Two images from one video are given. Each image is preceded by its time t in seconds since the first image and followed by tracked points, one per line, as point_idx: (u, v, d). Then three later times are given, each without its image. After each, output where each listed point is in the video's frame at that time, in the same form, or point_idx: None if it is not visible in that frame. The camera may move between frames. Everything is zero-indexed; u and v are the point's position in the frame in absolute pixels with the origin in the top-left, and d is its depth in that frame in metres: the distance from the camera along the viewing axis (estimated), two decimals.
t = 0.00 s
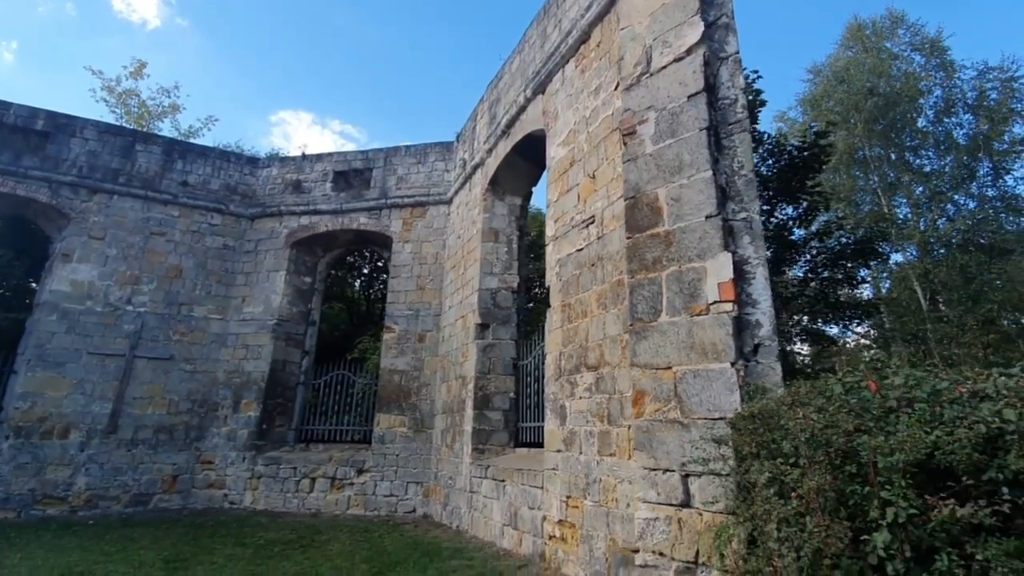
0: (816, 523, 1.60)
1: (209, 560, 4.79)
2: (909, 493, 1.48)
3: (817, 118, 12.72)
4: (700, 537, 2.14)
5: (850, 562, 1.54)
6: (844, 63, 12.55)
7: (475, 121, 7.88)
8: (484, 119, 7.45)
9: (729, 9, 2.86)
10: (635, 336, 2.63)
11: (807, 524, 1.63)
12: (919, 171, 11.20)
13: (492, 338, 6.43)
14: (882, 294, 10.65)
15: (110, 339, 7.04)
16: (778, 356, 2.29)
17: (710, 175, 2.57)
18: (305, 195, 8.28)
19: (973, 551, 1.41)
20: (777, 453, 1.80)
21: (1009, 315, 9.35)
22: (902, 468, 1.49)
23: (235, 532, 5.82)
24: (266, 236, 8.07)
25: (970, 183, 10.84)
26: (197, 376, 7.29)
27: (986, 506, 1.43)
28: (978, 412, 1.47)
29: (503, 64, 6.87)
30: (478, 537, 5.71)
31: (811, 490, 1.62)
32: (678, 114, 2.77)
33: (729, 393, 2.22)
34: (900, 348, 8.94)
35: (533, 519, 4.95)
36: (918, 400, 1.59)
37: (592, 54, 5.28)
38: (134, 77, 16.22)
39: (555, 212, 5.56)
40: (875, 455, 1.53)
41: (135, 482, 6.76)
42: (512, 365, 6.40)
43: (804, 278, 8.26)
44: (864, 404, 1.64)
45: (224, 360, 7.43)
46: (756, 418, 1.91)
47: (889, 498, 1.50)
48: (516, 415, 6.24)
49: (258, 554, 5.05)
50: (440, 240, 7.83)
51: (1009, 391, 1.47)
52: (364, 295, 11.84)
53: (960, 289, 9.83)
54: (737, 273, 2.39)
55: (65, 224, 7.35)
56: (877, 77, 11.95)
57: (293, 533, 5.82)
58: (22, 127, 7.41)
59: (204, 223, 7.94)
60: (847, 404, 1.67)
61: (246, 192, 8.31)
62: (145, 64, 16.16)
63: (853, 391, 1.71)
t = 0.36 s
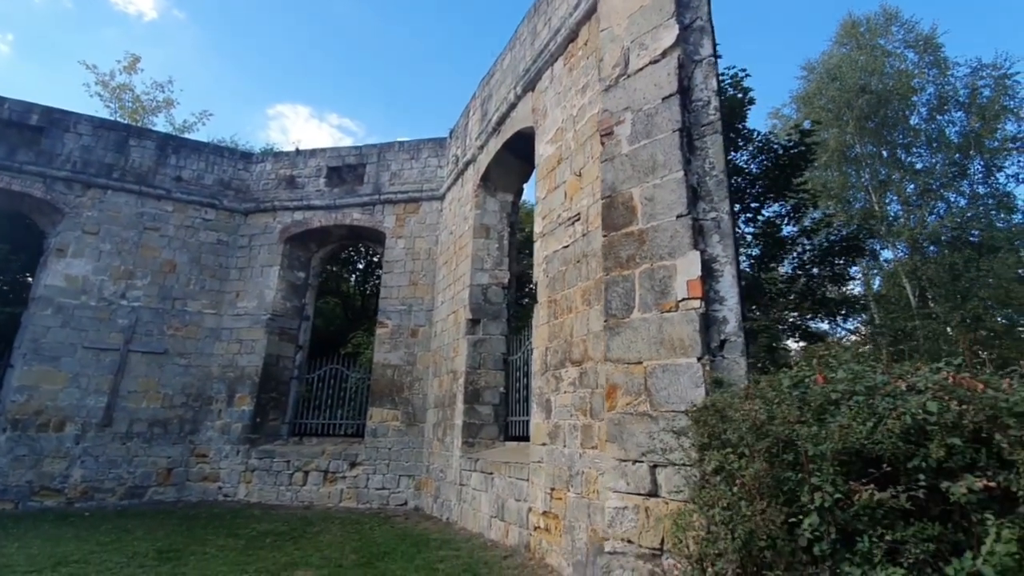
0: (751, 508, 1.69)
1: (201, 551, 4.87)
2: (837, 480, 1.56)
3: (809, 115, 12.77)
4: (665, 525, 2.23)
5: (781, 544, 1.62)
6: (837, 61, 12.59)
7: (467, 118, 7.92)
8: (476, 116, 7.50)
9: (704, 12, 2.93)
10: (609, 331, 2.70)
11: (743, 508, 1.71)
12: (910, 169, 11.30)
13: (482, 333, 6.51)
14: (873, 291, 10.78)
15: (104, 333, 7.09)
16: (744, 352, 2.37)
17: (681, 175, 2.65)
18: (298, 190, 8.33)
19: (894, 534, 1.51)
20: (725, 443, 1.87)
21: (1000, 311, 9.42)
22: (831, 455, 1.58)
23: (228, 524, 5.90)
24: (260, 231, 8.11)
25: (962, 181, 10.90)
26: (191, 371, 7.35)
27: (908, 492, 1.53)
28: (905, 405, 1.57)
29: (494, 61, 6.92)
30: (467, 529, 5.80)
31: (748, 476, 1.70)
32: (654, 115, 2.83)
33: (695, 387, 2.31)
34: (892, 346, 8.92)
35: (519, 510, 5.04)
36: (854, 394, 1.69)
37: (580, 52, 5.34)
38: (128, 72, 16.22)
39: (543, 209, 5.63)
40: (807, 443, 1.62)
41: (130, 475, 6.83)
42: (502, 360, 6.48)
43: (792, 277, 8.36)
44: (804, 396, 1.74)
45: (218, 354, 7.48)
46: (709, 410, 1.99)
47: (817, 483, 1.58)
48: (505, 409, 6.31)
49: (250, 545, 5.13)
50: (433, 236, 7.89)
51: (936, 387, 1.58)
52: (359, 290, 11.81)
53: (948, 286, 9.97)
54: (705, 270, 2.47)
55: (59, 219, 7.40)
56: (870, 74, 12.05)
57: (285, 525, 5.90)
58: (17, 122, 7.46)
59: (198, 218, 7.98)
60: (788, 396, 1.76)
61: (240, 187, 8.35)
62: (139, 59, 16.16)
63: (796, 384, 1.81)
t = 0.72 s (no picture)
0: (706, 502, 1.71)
1: (184, 549, 4.84)
2: (786, 473, 1.57)
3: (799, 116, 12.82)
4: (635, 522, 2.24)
5: (733, 538, 1.64)
6: (827, 62, 12.64)
7: (457, 116, 7.92)
8: (466, 114, 7.49)
9: (683, 12, 2.94)
10: (584, 329, 2.70)
11: (698, 502, 1.73)
12: (899, 170, 11.34)
13: (470, 331, 6.51)
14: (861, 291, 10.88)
15: (90, 330, 7.05)
16: (716, 349, 2.38)
17: (656, 173, 2.66)
18: (288, 188, 8.30)
19: (840, 526, 1.51)
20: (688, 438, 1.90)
21: (987, 312, 9.49)
22: (782, 450, 1.59)
23: (213, 522, 5.87)
24: (249, 229, 8.07)
25: (950, 183, 10.98)
26: (178, 368, 7.31)
27: (856, 486, 1.53)
28: (856, 399, 1.57)
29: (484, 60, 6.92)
30: (453, 527, 5.80)
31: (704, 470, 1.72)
32: (630, 114, 2.84)
33: (666, 383, 2.33)
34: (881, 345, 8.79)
35: (502, 508, 5.04)
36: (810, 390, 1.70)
37: (566, 51, 5.34)
38: (117, 67, 16.11)
39: (529, 208, 5.63)
40: (758, 438, 1.64)
41: (115, 473, 6.79)
42: (489, 358, 6.48)
43: (779, 276, 8.37)
44: (761, 391, 1.76)
45: (206, 351, 7.44)
46: (676, 406, 2.01)
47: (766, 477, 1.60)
48: (493, 408, 6.31)
49: (233, 543, 5.11)
50: (422, 234, 7.88)
51: (884, 380, 1.58)
52: (351, 288, 11.77)
53: (934, 287, 10.09)
54: (679, 267, 2.49)
55: (45, 215, 7.36)
56: (860, 75, 12.14)
57: (271, 523, 5.88)
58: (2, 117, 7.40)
59: (187, 215, 7.94)
60: (746, 392, 1.78)
61: (230, 184, 8.31)
62: (128, 54, 16.05)
63: (755, 380, 1.83)
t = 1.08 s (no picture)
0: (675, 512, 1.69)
1: (177, 555, 4.83)
2: (752, 484, 1.55)
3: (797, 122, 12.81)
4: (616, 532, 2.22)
5: (700, 548, 1.61)
6: (826, 68, 12.64)
7: (455, 122, 7.92)
8: (463, 120, 7.50)
9: (669, 19, 2.94)
10: (569, 336, 2.69)
11: (666, 512, 1.70)
12: (897, 176, 11.28)
13: (466, 337, 6.49)
14: (862, 298, 10.84)
15: (88, 336, 7.05)
16: (699, 357, 2.38)
17: (640, 181, 2.66)
18: (287, 193, 8.31)
19: (804, 538, 1.49)
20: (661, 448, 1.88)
21: (988, 318, 9.49)
22: (749, 460, 1.58)
23: (208, 528, 5.85)
24: (248, 234, 8.08)
25: (952, 187, 10.92)
26: (176, 374, 7.30)
27: (822, 497, 1.51)
28: (824, 409, 1.56)
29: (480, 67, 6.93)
30: (447, 534, 5.77)
31: (672, 480, 1.70)
32: (616, 121, 2.84)
33: (648, 391, 2.31)
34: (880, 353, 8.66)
35: (495, 515, 5.01)
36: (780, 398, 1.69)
37: (560, 58, 5.35)
38: (119, 74, 16.20)
39: (523, 214, 5.63)
40: (726, 447, 1.62)
41: (112, 479, 6.77)
42: (485, 364, 6.45)
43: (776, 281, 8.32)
44: (733, 400, 1.74)
45: (204, 357, 7.43)
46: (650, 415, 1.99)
47: (733, 486, 1.58)
48: (488, 414, 6.28)
49: (227, 549, 5.09)
50: (420, 240, 7.88)
51: (852, 388, 1.57)
52: (352, 293, 11.79)
53: (933, 293, 10.05)
54: (662, 275, 2.48)
55: (45, 220, 7.38)
56: (858, 81, 12.14)
57: (266, 530, 5.86)
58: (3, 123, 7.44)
59: (186, 220, 7.95)
60: (718, 400, 1.77)
61: (229, 190, 8.32)
62: (129, 61, 16.14)
63: (728, 388, 1.82)
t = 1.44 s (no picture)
0: (642, 526, 1.71)
1: (166, 568, 4.80)
2: (715, 498, 1.56)
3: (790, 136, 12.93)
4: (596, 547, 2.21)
5: (664, 562, 1.62)
6: (818, 84, 12.77)
7: (450, 135, 7.98)
8: (458, 133, 7.56)
9: (651, 40, 3.02)
10: (552, 350, 2.70)
11: (634, 526, 1.72)
12: (888, 190, 11.33)
13: (459, 349, 6.49)
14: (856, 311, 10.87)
15: (83, 346, 7.04)
16: (678, 372, 2.40)
17: (622, 198, 2.70)
18: (283, 205, 8.34)
19: (765, 553, 1.50)
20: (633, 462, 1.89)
21: (983, 328, 9.50)
22: (712, 475, 1.59)
23: (198, 541, 5.81)
24: (243, 245, 8.10)
25: (945, 200, 10.95)
26: (169, 385, 7.28)
27: (782, 512, 1.53)
28: (787, 425, 1.58)
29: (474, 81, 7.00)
30: (438, 548, 5.74)
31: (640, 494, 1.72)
32: (599, 138, 2.90)
33: (629, 405, 2.34)
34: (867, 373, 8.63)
35: (485, 529, 4.99)
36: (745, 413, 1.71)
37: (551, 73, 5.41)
38: (118, 87, 16.30)
39: (514, 227, 5.67)
40: (691, 462, 1.64)
41: (104, 490, 6.74)
42: (478, 376, 6.45)
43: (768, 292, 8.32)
44: (702, 415, 1.76)
45: (197, 368, 7.42)
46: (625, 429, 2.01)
47: (695, 502, 1.59)
48: (480, 426, 6.28)
49: (216, 562, 5.06)
50: (415, 252, 7.90)
51: (812, 405, 1.59)
52: (347, 304, 11.74)
53: (926, 305, 10.01)
54: (642, 290, 2.52)
55: (42, 231, 7.41)
56: (850, 97, 12.26)
57: (256, 543, 5.82)
58: (3, 135, 7.50)
59: (182, 232, 7.97)
60: (688, 416, 1.79)
61: (225, 201, 8.35)
62: (129, 74, 16.26)
63: (699, 405, 1.83)
